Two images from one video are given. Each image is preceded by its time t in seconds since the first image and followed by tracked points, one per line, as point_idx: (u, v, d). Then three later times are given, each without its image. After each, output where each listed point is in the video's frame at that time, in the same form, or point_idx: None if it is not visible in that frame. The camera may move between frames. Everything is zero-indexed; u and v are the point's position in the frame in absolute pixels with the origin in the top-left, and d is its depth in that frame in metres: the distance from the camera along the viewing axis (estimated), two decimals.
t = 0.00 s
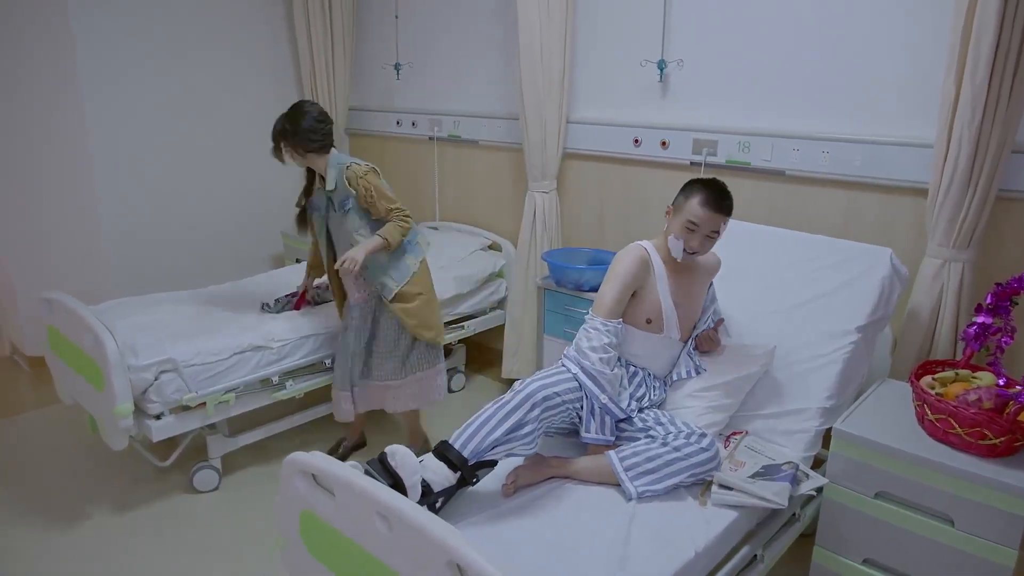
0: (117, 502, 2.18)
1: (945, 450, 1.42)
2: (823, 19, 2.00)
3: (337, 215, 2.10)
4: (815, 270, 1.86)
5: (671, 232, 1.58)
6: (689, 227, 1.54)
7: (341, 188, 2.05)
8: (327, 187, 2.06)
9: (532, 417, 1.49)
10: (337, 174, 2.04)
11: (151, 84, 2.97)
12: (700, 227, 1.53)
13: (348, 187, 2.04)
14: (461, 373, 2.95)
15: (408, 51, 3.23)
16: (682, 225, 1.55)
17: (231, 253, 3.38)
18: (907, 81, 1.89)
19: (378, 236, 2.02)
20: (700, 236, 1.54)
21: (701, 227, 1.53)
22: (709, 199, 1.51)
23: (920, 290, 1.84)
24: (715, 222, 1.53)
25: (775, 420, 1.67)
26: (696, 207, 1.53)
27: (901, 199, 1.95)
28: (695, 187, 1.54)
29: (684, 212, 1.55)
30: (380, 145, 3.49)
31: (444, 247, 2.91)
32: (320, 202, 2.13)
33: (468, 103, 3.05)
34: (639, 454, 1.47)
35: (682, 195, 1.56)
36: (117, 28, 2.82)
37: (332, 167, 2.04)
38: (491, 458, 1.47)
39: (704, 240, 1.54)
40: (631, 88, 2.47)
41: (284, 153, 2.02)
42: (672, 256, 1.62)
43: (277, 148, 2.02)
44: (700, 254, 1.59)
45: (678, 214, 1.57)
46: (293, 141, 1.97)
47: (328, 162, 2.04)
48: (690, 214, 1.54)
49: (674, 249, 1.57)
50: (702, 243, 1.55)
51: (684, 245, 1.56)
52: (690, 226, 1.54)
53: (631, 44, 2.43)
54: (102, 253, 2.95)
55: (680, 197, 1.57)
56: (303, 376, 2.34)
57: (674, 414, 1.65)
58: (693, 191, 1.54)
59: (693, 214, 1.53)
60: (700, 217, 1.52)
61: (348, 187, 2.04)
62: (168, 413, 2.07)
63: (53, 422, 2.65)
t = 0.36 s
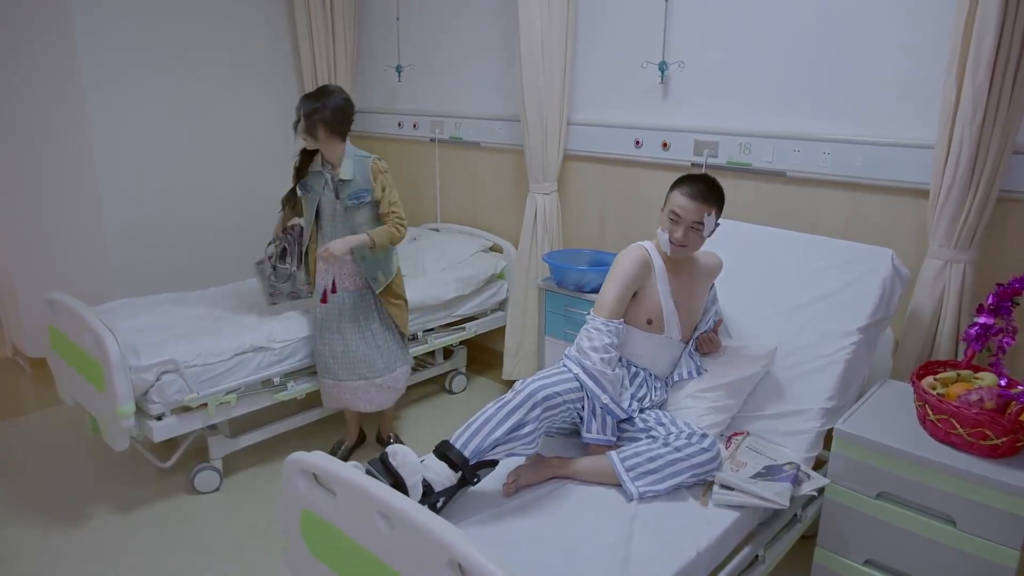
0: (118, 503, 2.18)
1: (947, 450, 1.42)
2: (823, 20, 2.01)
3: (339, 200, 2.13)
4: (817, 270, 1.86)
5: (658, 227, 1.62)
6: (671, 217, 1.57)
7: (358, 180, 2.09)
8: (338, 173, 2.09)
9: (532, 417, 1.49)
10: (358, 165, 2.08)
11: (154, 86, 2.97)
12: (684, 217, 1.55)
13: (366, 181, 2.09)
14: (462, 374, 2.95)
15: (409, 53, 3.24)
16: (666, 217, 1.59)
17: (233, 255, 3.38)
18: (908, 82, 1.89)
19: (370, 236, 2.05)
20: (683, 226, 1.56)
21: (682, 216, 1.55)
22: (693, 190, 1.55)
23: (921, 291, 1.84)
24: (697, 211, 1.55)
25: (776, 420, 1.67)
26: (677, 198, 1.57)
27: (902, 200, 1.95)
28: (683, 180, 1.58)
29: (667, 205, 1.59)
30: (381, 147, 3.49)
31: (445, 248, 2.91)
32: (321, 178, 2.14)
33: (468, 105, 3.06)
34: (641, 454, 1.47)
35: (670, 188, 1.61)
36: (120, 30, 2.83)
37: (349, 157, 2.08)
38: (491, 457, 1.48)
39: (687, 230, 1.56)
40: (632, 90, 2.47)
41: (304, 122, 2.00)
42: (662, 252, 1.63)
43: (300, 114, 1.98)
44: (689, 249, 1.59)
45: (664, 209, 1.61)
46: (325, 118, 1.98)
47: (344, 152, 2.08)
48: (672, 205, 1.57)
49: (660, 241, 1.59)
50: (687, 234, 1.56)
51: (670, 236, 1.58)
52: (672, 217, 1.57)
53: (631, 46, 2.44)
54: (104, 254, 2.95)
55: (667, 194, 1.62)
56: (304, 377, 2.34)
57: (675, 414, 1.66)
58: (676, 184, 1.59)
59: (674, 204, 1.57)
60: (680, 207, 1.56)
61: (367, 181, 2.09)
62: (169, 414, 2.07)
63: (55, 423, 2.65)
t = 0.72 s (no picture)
0: (119, 503, 2.18)
1: (949, 450, 1.42)
2: (823, 22, 2.01)
3: (339, 214, 2.26)
4: (817, 271, 1.86)
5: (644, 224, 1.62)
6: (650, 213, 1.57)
7: (364, 200, 2.24)
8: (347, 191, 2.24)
9: (532, 416, 1.49)
10: (367, 187, 2.24)
11: (155, 87, 2.98)
12: (659, 210, 1.55)
13: (370, 203, 2.24)
14: (463, 376, 2.95)
15: (409, 55, 3.24)
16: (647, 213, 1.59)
17: (234, 256, 3.39)
18: (909, 84, 1.89)
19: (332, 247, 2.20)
20: (660, 219, 1.55)
21: (659, 209, 1.55)
22: (670, 184, 1.55)
23: (922, 291, 1.84)
24: (672, 203, 1.53)
25: (777, 420, 1.66)
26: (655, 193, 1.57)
27: (902, 201, 1.96)
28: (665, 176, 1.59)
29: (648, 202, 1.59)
30: (382, 149, 3.50)
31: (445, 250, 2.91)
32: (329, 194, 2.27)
33: (469, 107, 3.06)
34: (641, 454, 1.47)
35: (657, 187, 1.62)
36: (121, 31, 2.83)
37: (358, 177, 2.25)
38: (492, 457, 1.48)
39: (663, 223, 1.54)
40: (632, 92, 2.48)
41: (337, 146, 2.14)
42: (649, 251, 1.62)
43: (334, 137, 2.13)
44: (671, 243, 1.56)
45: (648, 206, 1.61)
46: (353, 141, 2.16)
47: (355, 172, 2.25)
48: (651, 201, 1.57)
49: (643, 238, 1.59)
50: (663, 227, 1.54)
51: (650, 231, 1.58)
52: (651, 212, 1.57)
53: (632, 48, 2.44)
54: (105, 256, 2.96)
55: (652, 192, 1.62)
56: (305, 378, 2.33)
57: (676, 415, 1.66)
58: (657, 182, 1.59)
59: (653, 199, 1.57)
60: (657, 201, 1.55)
61: (370, 203, 2.24)
62: (170, 415, 2.07)
63: (55, 424, 2.65)
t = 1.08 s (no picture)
0: (119, 503, 2.18)
1: (950, 450, 1.41)
2: (823, 22, 2.01)
3: (321, 229, 2.35)
4: (818, 270, 1.86)
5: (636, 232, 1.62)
6: (646, 221, 1.57)
7: (344, 213, 2.33)
8: (327, 207, 2.33)
9: (531, 414, 1.49)
10: (347, 203, 2.34)
11: (156, 87, 2.98)
12: (655, 218, 1.55)
13: (349, 216, 2.33)
14: (463, 377, 2.95)
15: (410, 56, 3.24)
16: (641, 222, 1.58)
17: (234, 257, 3.38)
18: (909, 84, 1.90)
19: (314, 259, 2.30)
20: (658, 227, 1.56)
21: (656, 217, 1.55)
22: (662, 190, 1.55)
23: (923, 291, 1.84)
24: (669, 210, 1.54)
25: (777, 420, 1.66)
26: (648, 201, 1.56)
27: (903, 201, 1.96)
28: (654, 180, 1.58)
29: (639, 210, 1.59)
30: (382, 150, 3.50)
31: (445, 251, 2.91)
32: (311, 212, 2.36)
33: (469, 108, 3.06)
34: (642, 453, 1.47)
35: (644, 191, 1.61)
36: (122, 32, 2.84)
37: (339, 194, 2.35)
38: (492, 455, 1.48)
39: (664, 230, 1.55)
40: (632, 92, 2.48)
41: (321, 168, 2.24)
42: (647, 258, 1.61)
43: (319, 160, 2.23)
44: (674, 249, 1.58)
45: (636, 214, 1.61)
46: (335, 159, 2.25)
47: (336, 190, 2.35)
48: (644, 210, 1.57)
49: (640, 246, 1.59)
50: (663, 234, 1.55)
51: (647, 239, 1.58)
52: (647, 221, 1.57)
53: (633, 49, 2.44)
54: (106, 256, 2.96)
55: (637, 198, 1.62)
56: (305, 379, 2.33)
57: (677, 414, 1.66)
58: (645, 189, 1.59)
59: (647, 209, 1.56)
60: (653, 209, 1.55)
61: (350, 216, 2.33)
62: (170, 415, 2.07)
63: (55, 424, 2.65)
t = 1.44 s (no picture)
0: (119, 503, 2.18)
1: (951, 450, 1.41)
2: (823, 22, 2.01)
3: (320, 230, 2.35)
4: (818, 269, 1.86)
5: (660, 259, 1.55)
6: (678, 258, 1.50)
7: (343, 214, 2.34)
8: (326, 208, 2.33)
9: (530, 410, 1.49)
10: (344, 202, 2.34)
11: (156, 88, 2.99)
12: (691, 256, 1.50)
13: (350, 216, 2.35)
14: (463, 378, 2.95)
15: (410, 58, 3.25)
16: (670, 256, 1.51)
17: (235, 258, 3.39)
18: (909, 85, 1.90)
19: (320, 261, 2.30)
20: (692, 260, 1.51)
21: (690, 254, 1.49)
22: (696, 229, 1.46)
23: (923, 291, 1.84)
24: (704, 246, 1.49)
25: (778, 420, 1.66)
26: (680, 240, 1.47)
27: (903, 201, 1.96)
28: (677, 223, 1.47)
29: (668, 245, 1.49)
30: (382, 151, 3.51)
31: (445, 253, 2.91)
32: (309, 214, 2.36)
33: (470, 109, 3.07)
34: (642, 450, 1.47)
35: (663, 230, 1.49)
36: (122, 32, 2.85)
37: (336, 195, 2.34)
38: (490, 453, 1.48)
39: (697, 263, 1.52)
40: (633, 93, 2.48)
41: (318, 172, 2.24)
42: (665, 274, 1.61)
43: (315, 164, 2.22)
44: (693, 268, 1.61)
45: (662, 246, 1.51)
46: (331, 162, 2.25)
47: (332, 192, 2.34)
48: (674, 247, 1.49)
49: (669, 273, 1.56)
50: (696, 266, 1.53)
51: (677, 268, 1.55)
52: (679, 257, 1.50)
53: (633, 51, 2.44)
54: (105, 256, 2.96)
55: (660, 228, 1.50)
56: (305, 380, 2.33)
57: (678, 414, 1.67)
58: (672, 223, 1.47)
59: (681, 248, 1.48)
60: (687, 249, 1.48)
61: (349, 216, 2.35)
62: (170, 416, 2.07)
63: (55, 424, 2.65)
